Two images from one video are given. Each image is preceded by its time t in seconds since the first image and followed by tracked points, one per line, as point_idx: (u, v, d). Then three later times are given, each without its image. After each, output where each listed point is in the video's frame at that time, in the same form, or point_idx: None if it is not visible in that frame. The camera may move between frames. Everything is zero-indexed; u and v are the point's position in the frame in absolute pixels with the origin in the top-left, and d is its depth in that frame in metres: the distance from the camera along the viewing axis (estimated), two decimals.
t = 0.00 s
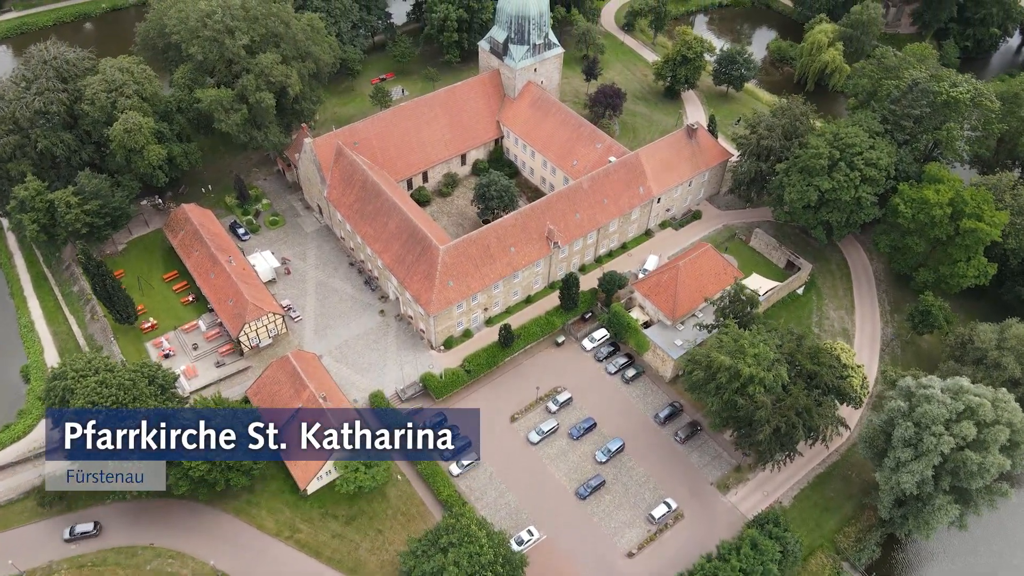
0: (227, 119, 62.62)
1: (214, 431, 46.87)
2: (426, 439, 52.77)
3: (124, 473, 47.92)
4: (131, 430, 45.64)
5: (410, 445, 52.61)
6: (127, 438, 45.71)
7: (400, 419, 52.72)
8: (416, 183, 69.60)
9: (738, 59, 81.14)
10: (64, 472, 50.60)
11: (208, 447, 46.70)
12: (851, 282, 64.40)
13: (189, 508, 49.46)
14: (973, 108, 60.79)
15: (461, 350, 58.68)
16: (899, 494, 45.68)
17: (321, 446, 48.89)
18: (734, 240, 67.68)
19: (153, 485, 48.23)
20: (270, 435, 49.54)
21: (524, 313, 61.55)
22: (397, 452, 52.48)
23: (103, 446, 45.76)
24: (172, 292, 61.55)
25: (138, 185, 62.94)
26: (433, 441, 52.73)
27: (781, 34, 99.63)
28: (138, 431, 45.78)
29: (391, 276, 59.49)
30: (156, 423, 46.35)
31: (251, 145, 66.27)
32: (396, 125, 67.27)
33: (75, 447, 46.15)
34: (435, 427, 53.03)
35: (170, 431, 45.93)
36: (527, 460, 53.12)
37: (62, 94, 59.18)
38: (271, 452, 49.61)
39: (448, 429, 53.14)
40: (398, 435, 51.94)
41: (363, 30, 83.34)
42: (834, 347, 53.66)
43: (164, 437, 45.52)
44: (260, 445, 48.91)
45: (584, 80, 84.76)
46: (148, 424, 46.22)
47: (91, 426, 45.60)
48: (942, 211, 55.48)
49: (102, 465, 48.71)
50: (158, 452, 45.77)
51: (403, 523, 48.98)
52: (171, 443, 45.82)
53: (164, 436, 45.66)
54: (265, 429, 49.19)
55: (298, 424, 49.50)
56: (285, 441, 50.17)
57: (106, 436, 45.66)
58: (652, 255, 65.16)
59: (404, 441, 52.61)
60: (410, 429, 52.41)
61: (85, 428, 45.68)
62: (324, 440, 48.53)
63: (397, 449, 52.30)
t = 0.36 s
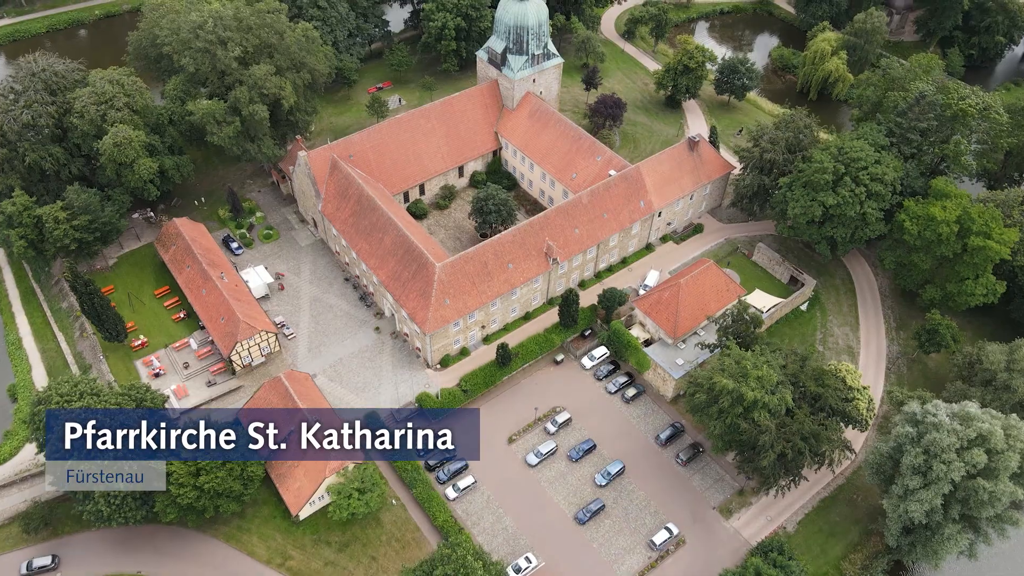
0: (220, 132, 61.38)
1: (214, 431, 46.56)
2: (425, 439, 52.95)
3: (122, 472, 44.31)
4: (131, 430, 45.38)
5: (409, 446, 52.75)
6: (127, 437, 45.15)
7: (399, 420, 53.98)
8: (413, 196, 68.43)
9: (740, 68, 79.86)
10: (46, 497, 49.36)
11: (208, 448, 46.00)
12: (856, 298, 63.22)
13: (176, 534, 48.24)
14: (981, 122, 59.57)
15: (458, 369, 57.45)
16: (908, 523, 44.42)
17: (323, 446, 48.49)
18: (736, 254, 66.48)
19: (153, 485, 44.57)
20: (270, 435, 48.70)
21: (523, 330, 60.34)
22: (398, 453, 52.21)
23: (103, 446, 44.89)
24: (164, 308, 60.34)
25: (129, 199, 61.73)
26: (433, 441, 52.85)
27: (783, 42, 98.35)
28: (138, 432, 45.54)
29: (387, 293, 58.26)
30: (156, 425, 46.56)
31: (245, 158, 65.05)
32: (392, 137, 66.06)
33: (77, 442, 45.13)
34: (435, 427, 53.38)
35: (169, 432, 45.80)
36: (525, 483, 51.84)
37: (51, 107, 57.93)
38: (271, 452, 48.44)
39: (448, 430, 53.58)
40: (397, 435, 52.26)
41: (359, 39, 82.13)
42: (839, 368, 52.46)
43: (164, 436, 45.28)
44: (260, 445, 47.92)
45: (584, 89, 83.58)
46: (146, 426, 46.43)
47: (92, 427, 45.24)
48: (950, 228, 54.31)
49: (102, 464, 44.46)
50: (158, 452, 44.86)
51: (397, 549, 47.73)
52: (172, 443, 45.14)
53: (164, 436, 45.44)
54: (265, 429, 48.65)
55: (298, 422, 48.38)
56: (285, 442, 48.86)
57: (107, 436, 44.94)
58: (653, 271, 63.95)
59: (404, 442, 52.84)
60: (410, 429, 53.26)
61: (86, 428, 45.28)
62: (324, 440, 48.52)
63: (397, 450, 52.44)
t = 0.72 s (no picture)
0: (212, 146, 60.12)
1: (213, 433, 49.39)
2: (425, 439, 53.10)
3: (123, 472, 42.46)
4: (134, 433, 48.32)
5: (409, 446, 52.85)
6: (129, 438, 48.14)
7: (400, 420, 54.19)
8: (409, 209, 67.24)
9: (743, 78, 78.50)
10: (28, 525, 48.15)
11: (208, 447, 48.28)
12: (861, 314, 62.03)
13: (164, 561, 47.02)
14: (990, 136, 58.29)
15: (455, 388, 56.28)
16: (917, 553, 43.14)
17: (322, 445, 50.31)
18: (739, 268, 65.30)
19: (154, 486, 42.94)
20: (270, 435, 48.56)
21: (521, 348, 59.14)
22: (398, 452, 52.32)
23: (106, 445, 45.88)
24: (155, 325, 59.08)
25: (120, 214, 60.50)
26: (433, 441, 53.05)
27: (786, 49, 96.93)
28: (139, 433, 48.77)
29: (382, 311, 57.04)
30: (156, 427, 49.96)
31: (238, 171, 63.81)
32: (388, 150, 64.87)
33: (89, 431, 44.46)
34: (435, 427, 53.50)
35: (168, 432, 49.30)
36: (523, 507, 50.57)
37: (39, 121, 56.63)
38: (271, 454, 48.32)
39: (448, 429, 53.61)
40: (397, 435, 52.48)
41: (356, 47, 80.84)
42: (844, 390, 51.24)
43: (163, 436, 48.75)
44: (260, 446, 48.49)
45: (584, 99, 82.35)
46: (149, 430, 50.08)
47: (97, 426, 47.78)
48: (958, 246, 53.13)
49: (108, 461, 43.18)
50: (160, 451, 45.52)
51: None
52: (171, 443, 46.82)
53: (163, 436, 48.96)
54: (266, 429, 48.70)
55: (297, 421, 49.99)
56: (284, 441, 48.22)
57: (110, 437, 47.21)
58: (654, 287, 62.73)
59: (404, 442, 53.06)
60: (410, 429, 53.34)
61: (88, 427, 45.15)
62: (324, 440, 50.62)
63: (398, 450, 52.62)
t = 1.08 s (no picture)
0: (205, 159, 58.89)
1: (213, 432, 52.01)
2: (425, 439, 52.79)
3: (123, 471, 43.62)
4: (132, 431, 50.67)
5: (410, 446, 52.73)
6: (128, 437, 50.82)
7: (401, 420, 54.33)
8: (406, 222, 66.03)
9: (746, 87, 77.23)
10: (11, 552, 46.82)
11: (208, 447, 51.57)
12: (866, 330, 60.80)
13: None
14: (999, 151, 57.06)
15: (451, 409, 55.10)
16: None
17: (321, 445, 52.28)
18: (741, 283, 64.12)
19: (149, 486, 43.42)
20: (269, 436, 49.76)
21: (519, 366, 57.93)
22: (397, 453, 52.48)
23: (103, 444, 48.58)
24: (146, 343, 57.84)
25: (111, 228, 59.32)
26: (433, 441, 52.68)
27: (789, 57, 95.59)
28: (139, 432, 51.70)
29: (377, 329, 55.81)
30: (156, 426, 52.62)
31: (232, 184, 62.59)
32: (384, 163, 63.64)
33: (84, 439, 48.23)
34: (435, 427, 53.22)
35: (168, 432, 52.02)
36: (521, 531, 49.30)
37: (27, 134, 55.43)
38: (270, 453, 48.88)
39: (448, 429, 53.22)
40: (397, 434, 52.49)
41: (352, 56, 79.63)
42: (851, 413, 50.06)
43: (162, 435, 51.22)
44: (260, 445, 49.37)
45: (584, 108, 81.12)
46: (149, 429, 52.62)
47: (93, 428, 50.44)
48: (966, 265, 51.95)
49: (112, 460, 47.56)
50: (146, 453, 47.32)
51: None
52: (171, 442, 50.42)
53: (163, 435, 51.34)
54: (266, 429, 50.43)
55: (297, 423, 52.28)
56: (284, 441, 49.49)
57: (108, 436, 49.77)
58: (655, 303, 61.49)
59: (404, 442, 53.08)
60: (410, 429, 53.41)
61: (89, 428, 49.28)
62: (324, 440, 52.64)
63: (398, 450, 52.60)
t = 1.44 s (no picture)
0: (197, 174, 57.69)
1: (213, 432, 51.82)
2: (426, 439, 52.82)
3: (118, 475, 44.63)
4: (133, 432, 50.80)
5: (410, 446, 52.83)
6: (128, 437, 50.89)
7: (401, 420, 54.31)
8: (403, 236, 64.84)
9: (749, 97, 76.04)
10: None
11: (208, 447, 51.43)
12: (872, 348, 59.59)
13: None
14: (1008, 165, 55.89)
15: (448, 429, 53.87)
16: None
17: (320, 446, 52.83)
18: (745, 298, 62.91)
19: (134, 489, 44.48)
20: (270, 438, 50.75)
21: (519, 385, 56.73)
22: (398, 453, 52.55)
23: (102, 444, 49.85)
24: (136, 362, 56.55)
25: (102, 244, 58.14)
26: (433, 441, 52.65)
27: (792, 64, 94.38)
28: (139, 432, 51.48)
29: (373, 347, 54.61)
30: (156, 426, 52.40)
31: (225, 198, 61.38)
32: (381, 176, 62.43)
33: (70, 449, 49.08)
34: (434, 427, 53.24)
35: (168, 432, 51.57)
36: (520, 558, 48.02)
37: (15, 149, 54.21)
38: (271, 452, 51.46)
39: (447, 430, 53.35)
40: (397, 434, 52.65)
41: (349, 64, 78.40)
42: (858, 436, 48.91)
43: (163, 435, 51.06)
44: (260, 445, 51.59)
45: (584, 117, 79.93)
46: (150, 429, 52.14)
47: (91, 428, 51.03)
48: (976, 283, 50.81)
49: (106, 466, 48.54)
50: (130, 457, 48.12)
51: None
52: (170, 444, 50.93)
53: (163, 435, 51.14)
54: (265, 430, 52.91)
55: (298, 424, 53.73)
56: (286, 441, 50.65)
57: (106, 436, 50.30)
58: (657, 319, 60.27)
59: (404, 442, 53.15)
60: (410, 429, 53.44)
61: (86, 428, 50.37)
62: (324, 440, 52.80)
63: (398, 450, 52.75)
